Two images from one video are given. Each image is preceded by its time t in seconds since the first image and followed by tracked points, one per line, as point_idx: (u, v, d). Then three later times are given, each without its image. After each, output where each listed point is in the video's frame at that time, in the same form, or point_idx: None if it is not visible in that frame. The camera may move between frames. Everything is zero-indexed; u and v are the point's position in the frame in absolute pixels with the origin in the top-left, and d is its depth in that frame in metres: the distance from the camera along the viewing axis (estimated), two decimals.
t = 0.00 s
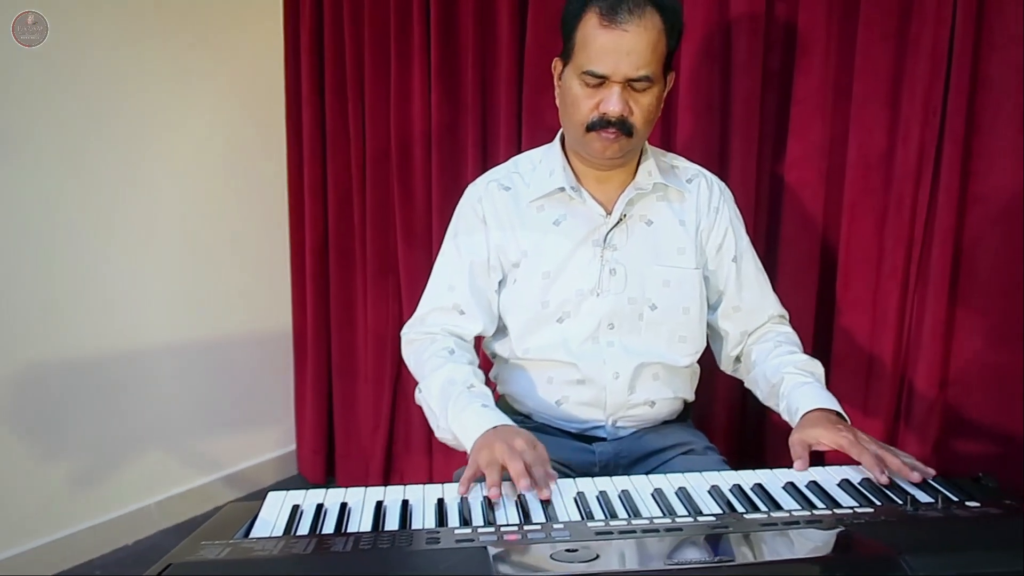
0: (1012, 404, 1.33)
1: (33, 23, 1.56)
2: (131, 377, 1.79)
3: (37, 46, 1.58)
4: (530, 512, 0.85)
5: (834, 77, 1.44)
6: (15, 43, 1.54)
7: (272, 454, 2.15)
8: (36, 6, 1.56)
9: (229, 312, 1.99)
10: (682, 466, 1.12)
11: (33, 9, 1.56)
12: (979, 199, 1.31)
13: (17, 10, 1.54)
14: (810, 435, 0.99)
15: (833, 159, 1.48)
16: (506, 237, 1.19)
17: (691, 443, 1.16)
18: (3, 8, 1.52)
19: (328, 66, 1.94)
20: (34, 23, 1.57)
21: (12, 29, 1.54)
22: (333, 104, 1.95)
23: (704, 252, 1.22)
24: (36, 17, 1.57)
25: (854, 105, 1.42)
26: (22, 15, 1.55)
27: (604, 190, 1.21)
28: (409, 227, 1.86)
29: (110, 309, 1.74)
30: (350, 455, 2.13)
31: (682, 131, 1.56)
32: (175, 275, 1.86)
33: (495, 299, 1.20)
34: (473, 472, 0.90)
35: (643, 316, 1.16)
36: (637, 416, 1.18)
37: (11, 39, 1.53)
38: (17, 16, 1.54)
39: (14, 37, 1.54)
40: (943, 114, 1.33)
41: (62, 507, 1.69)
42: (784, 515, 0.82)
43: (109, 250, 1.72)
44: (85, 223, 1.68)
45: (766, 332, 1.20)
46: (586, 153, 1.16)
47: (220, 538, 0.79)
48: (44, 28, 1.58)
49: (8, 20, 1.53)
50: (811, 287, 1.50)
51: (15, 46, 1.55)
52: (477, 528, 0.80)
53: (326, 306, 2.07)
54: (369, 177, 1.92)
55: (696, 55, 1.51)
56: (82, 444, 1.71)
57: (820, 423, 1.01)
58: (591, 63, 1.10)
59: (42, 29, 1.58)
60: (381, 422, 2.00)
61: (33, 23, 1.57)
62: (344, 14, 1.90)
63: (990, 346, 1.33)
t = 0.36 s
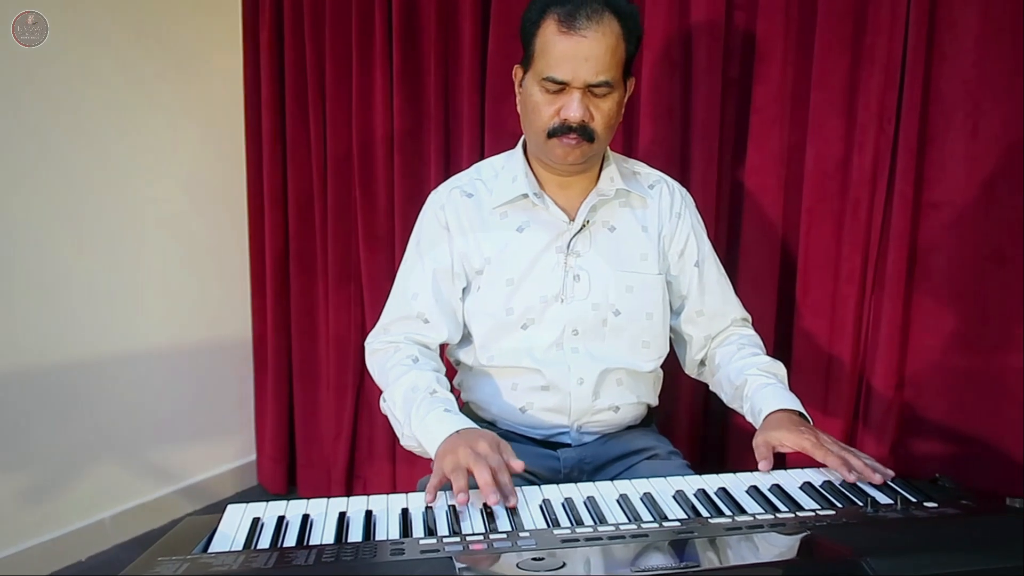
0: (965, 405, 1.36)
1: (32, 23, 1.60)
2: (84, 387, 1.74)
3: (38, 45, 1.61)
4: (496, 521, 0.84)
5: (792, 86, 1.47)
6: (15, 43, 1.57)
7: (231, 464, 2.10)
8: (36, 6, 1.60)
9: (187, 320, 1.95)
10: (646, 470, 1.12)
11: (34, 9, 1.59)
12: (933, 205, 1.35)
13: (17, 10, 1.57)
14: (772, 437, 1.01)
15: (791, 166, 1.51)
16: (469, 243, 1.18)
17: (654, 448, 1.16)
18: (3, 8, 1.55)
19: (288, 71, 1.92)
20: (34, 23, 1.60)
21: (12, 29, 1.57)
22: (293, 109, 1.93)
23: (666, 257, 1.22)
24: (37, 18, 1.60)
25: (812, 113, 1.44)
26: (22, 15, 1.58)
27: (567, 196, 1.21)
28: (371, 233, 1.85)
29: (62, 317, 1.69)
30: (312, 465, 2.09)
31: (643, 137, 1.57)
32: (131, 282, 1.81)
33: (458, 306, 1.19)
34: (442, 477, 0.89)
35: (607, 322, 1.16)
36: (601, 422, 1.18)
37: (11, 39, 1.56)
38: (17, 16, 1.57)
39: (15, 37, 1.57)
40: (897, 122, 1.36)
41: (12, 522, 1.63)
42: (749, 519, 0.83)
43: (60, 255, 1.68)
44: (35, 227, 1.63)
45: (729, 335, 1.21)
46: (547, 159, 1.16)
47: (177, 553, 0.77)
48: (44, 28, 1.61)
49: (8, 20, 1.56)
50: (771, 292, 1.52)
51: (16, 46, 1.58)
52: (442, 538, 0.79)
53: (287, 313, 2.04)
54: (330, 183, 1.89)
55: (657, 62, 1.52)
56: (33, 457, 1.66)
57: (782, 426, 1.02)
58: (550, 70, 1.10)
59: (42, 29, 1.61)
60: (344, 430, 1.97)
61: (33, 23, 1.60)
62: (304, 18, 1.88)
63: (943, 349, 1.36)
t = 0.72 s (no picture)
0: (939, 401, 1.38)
1: (33, 22, 1.62)
2: (52, 391, 1.70)
3: (37, 45, 1.63)
4: (479, 521, 0.83)
5: (767, 86, 1.48)
6: (15, 43, 1.59)
7: (203, 469, 2.07)
8: (36, 6, 1.62)
9: (158, 322, 1.91)
10: (626, 469, 1.12)
11: (33, 9, 1.61)
12: (906, 205, 1.36)
13: (17, 11, 1.59)
14: (750, 429, 1.01)
15: (766, 166, 1.52)
16: (446, 243, 1.17)
17: (634, 447, 1.17)
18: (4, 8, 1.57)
19: (260, 69, 1.89)
20: (34, 23, 1.62)
21: (12, 29, 1.58)
22: (265, 107, 1.90)
23: (643, 255, 1.23)
24: (37, 17, 1.62)
25: (786, 113, 1.46)
26: (22, 15, 1.60)
27: (544, 195, 1.20)
28: (346, 232, 1.83)
29: (29, 319, 1.65)
30: (286, 468, 2.06)
31: (620, 137, 1.57)
32: (100, 283, 1.78)
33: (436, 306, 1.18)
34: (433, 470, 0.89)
35: (585, 321, 1.16)
36: (582, 420, 1.18)
37: (11, 38, 1.58)
38: (17, 16, 1.59)
39: (15, 37, 1.59)
40: (870, 122, 1.38)
41: None
42: (731, 516, 0.83)
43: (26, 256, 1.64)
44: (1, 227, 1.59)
45: (706, 332, 1.22)
46: (523, 157, 1.15)
47: (152, 558, 0.75)
48: (44, 28, 1.63)
49: (8, 20, 1.58)
50: (747, 291, 1.53)
51: (15, 45, 1.60)
52: (425, 538, 0.78)
53: (260, 314, 2.01)
54: (304, 182, 1.87)
55: (634, 62, 1.52)
56: None
57: (760, 417, 1.02)
58: (524, 66, 1.10)
59: (42, 29, 1.63)
60: (319, 432, 1.95)
61: (33, 23, 1.62)
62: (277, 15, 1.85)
63: (916, 347, 1.38)
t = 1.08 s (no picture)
0: (925, 395, 1.38)
1: (32, 23, 1.64)
2: (30, 391, 1.67)
3: (37, 46, 1.65)
4: (470, 518, 0.83)
5: (752, 83, 1.48)
6: (15, 43, 1.61)
7: (187, 470, 2.04)
8: (36, 6, 1.64)
9: (140, 321, 1.89)
10: (615, 466, 1.11)
11: (33, 9, 1.63)
12: (890, 200, 1.37)
13: (17, 11, 1.61)
14: (740, 430, 1.02)
15: (751, 163, 1.53)
16: (434, 239, 1.16)
17: (624, 443, 1.17)
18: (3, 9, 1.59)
19: (242, 67, 1.87)
20: (34, 23, 1.64)
21: (12, 29, 1.61)
22: (247, 104, 1.88)
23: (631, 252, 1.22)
24: (37, 18, 1.64)
25: (772, 110, 1.46)
26: (22, 16, 1.62)
27: (531, 191, 1.20)
28: (330, 231, 1.81)
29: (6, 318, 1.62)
30: (271, 469, 2.04)
31: (606, 134, 1.57)
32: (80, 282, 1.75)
33: (423, 303, 1.17)
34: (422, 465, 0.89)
35: (573, 317, 1.16)
36: (571, 418, 1.17)
37: (11, 38, 1.60)
38: (17, 16, 1.61)
39: (14, 36, 1.61)
40: (854, 119, 1.39)
41: None
42: (723, 511, 0.83)
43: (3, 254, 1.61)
44: None
45: (693, 331, 1.22)
46: (509, 154, 1.15)
47: (138, 559, 0.74)
48: (44, 28, 1.65)
49: (8, 20, 1.60)
50: (733, 287, 1.54)
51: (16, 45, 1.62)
52: (415, 537, 0.77)
53: (244, 314, 1.99)
54: (288, 180, 1.86)
55: (619, 59, 1.53)
56: None
57: (750, 417, 1.03)
58: (509, 63, 1.09)
59: (41, 29, 1.65)
60: (304, 433, 1.93)
61: (33, 23, 1.64)
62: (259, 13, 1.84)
63: (901, 343, 1.39)
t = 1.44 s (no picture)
0: (910, 390, 1.39)
1: (32, 23, 1.64)
2: (9, 392, 1.64)
3: (37, 45, 1.65)
4: (458, 514, 0.82)
5: (738, 80, 1.49)
6: (14, 42, 1.61)
7: (170, 472, 2.02)
8: (36, 6, 1.64)
9: (122, 321, 1.86)
10: (603, 462, 1.12)
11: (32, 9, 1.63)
12: (875, 196, 1.38)
13: (17, 10, 1.62)
14: (728, 424, 1.02)
15: (736, 158, 1.53)
16: (422, 235, 1.15)
17: (611, 439, 1.16)
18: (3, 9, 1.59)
19: (225, 64, 1.85)
20: (34, 23, 1.64)
21: (12, 29, 1.61)
22: (230, 100, 1.86)
23: (620, 248, 1.22)
24: (36, 17, 1.64)
25: (757, 106, 1.47)
26: (22, 16, 1.63)
27: (519, 186, 1.19)
28: (315, 229, 1.80)
29: None
30: (256, 470, 2.02)
31: (592, 130, 1.57)
32: (59, 281, 1.72)
33: (411, 299, 1.16)
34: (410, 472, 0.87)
35: (562, 313, 1.15)
36: (559, 414, 1.17)
37: (11, 38, 1.61)
38: (17, 16, 1.62)
39: (14, 36, 1.61)
40: (839, 114, 1.39)
41: None
42: (712, 504, 0.83)
43: None
44: None
45: (681, 325, 1.22)
46: (499, 149, 1.14)
47: (121, 559, 0.73)
48: (44, 28, 1.66)
49: (8, 20, 1.60)
50: (718, 283, 1.54)
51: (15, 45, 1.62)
52: (403, 533, 0.77)
53: (227, 313, 1.97)
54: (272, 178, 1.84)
55: (605, 54, 1.52)
56: None
57: (737, 411, 1.03)
58: (499, 57, 1.09)
59: (41, 29, 1.66)
60: (289, 433, 1.92)
61: (33, 23, 1.64)
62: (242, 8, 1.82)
63: (886, 337, 1.39)
